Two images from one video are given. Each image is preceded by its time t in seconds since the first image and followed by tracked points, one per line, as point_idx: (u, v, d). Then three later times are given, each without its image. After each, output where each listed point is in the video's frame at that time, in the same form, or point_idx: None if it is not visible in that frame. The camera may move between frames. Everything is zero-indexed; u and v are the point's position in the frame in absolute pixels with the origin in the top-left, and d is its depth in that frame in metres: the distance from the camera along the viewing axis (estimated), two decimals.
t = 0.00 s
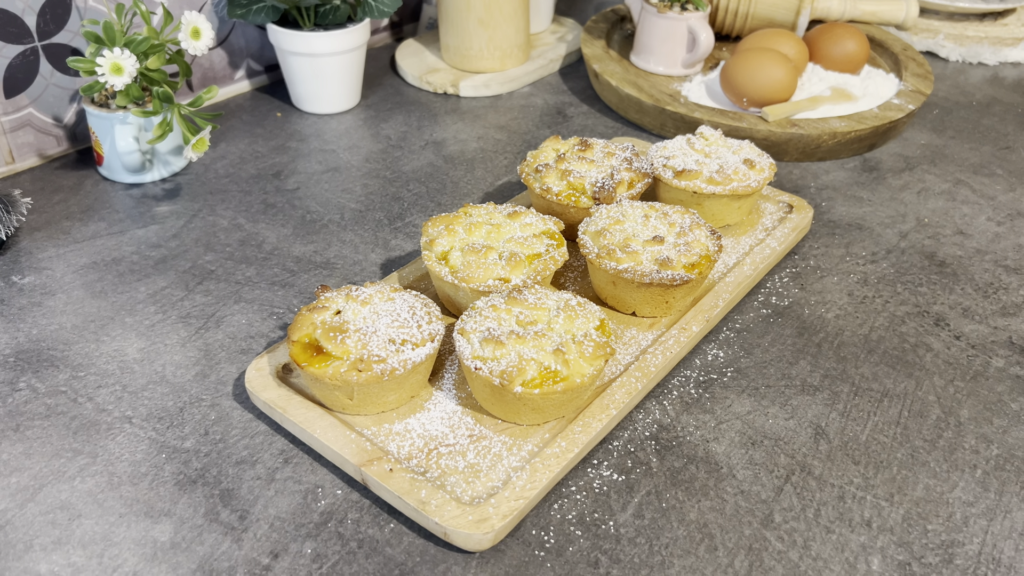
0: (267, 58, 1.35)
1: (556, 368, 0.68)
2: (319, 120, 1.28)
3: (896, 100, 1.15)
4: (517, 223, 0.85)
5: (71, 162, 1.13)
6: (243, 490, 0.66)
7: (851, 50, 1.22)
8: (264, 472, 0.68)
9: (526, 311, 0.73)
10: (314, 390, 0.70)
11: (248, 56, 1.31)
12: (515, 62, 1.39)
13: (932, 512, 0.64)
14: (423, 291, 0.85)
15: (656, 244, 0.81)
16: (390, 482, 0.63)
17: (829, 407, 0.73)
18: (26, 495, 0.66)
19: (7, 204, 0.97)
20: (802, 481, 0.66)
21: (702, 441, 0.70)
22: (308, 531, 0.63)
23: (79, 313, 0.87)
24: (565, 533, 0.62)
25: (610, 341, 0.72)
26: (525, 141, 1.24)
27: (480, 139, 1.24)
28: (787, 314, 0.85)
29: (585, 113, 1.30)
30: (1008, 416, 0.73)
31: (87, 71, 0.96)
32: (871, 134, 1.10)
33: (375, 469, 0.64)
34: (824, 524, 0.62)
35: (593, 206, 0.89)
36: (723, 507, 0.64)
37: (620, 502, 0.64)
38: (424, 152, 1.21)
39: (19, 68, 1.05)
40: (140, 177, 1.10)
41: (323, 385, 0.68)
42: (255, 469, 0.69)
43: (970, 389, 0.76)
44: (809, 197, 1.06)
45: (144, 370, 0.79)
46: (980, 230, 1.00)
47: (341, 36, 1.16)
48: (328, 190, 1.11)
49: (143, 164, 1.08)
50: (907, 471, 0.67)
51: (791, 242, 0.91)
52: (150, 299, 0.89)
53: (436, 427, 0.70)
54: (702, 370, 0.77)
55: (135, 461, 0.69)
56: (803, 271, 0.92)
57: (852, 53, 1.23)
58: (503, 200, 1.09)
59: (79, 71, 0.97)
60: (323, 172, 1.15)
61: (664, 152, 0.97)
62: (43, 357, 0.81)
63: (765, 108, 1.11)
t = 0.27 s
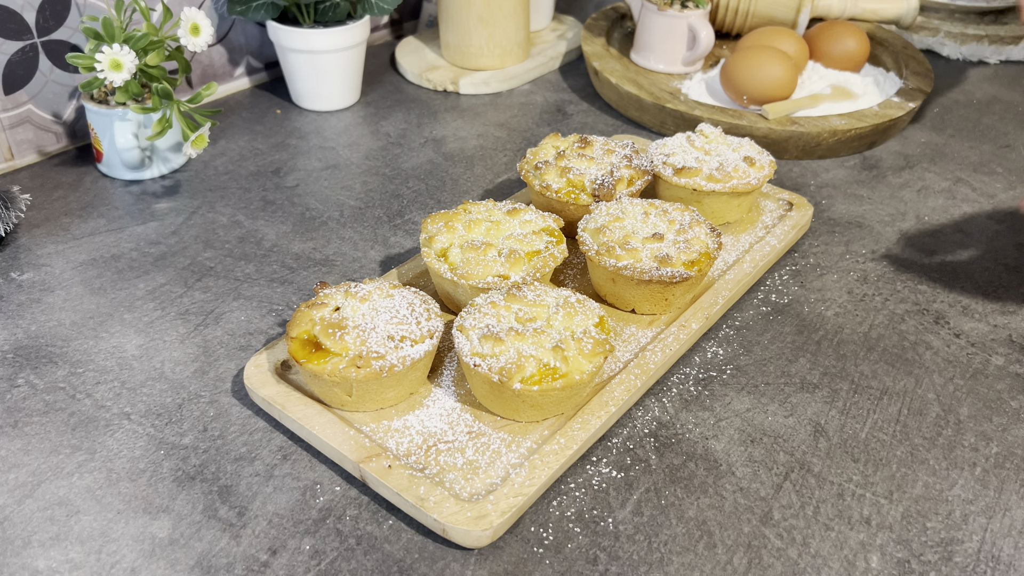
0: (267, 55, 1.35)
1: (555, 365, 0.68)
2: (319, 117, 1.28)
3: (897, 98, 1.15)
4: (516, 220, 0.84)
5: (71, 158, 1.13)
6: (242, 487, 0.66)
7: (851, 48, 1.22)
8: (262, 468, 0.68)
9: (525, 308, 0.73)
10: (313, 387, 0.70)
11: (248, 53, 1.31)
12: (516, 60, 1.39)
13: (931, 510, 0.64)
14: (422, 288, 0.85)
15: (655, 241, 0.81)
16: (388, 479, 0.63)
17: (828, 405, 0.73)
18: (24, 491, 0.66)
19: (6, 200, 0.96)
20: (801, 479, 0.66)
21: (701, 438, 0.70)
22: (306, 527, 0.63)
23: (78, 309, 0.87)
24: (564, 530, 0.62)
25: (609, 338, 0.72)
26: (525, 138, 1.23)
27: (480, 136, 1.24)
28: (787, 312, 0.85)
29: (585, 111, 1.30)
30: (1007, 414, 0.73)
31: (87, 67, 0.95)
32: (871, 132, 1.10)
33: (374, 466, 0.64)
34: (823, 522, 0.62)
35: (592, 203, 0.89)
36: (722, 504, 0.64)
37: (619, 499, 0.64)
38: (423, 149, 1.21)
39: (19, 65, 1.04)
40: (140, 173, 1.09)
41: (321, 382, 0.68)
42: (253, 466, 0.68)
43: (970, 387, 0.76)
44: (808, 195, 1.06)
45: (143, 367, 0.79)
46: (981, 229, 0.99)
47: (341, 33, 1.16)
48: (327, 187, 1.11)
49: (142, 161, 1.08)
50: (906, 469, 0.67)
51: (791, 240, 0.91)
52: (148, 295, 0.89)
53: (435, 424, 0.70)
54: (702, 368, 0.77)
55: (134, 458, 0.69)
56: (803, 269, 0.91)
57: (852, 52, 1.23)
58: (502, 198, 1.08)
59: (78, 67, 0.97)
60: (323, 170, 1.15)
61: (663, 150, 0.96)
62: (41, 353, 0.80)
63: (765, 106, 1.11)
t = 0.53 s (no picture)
0: (268, 50, 1.34)
1: (559, 360, 0.67)
2: (320, 112, 1.27)
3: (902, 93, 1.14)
4: (520, 215, 0.84)
5: (70, 153, 1.12)
6: (241, 484, 0.65)
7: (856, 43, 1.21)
8: (262, 465, 0.67)
9: (528, 303, 0.72)
10: (314, 383, 0.69)
11: (249, 47, 1.30)
12: (518, 55, 1.38)
13: (940, 508, 0.63)
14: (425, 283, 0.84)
15: (660, 236, 0.80)
16: (390, 476, 0.62)
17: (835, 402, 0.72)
18: (21, 488, 0.65)
19: (3, 194, 0.95)
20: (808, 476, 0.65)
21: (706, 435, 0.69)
22: (307, 525, 0.62)
23: (76, 304, 0.86)
24: (568, 528, 0.61)
25: (614, 334, 0.71)
26: (527, 134, 1.22)
27: (482, 132, 1.23)
28: (793, 308, 0.84)
29: (588, 107, 1.29)
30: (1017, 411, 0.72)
31: (85, 60, 0.94)
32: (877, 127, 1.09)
33: (375, 462, 0.63)
34: (830, 520, 0.62)
35: (596, 198, 0.88)
36: (729, 502, 0.63)
37: (623, 497, 0.63)
38: (425, 144, 1.20)
39: (18, 58, 1.03)
40: (139, 168, 1.09)
41: (322, 377, 0.67)
42: (253, 462, 0.68)
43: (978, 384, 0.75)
44: (813, 191, 1.05)
45: (142, 362, 0.78)
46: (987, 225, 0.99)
47: (342, 27, 1.15)
48: (328, 182, 1.10)
49: (142, 155, 1.07)
50: (915, 466, 0.66)
51: (797, 236, 0.91)
52: (147, 291, 0.88)
53: (438, 420, 0.69)
54: (707, 364, 0.76)
55: (132, 454, 0.68)
56: (809, 265, 0.91)
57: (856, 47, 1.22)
58: (505, 193, 1.08)
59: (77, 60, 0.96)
60: (323, 164, 1.14)
61: (668, 144, 0.96)
62: (39, 349, 0.80)
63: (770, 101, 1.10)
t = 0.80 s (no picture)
0: (270, 43, 1.34)
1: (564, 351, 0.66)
2: (322, 106, 1.27)
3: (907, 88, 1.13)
4: (523, 207, 0.83)
5: (71, 146, 1.12)
6: (243, 475, 0.65)
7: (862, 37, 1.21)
8: (264, 457, 0.67)
9: (533, 295, 0.71)
10: (317, 374, 0.68)
11: (251, 41, 1.30)
12: (521, 49, 1.37)
13: (947, 501, 0.62)
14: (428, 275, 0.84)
15: (665, 229, 0.80)
16: (394, 467, 0.61)
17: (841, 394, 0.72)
18: (21, 479, 0.65)
19: (5, 185, 0.95)
20: (814, 469, 0.65)
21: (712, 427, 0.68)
22: (309, 516, 0.62)
23: (77, 296, 0.85)
24: (573, 520, 0.61)
25: (619, 325, 0.70)
26: (530, 127, 1.22)
27: (485, 125, 1.23)
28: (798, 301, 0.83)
29: (591, 101, 1.29)
30: None
31: (87, 51, 0.94)
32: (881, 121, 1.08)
33: (379, 453, 0.63)
34: (837, 512, 0.61)
35: (600, 190, 0.87)
36: (734, 494, 0.62)
37: (628, 489, 0.63)
38: (428, 138, 1.19)
39: (19, 50, 1.03)
40: (140, 161, 1.08)
41: (325, 368, 0.66)
42: (256, 454, 0.67)
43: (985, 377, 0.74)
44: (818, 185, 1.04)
45: (143, 354, 0.78)
46: (993, 219, 0.98)
47: (344, 20, 1.14)
48: (330, 174, 1.10)
49: (143, 148, 1.06)
50: (922, 459, 0.66)
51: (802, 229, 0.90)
52: (148, 282, 0.88)
53: (441, 411, 0.68)
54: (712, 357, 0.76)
55: (134, 445, 0.68)
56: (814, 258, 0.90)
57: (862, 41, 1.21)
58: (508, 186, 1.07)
59: (78, 51, 0.95)
60: (326, 157, 1.13)
61: (672, 137, 0.95)
62: (40, 340, 0.79)
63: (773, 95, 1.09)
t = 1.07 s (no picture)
0: (273, 48, 1.34)
1: (568, 359, 0.67)
2: (325, 111, 1.27)
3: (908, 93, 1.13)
4: (527, 214, 0.84)
5: (76, 151, 1.13)
6: (250, 482, 0.66)
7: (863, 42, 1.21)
8: (270, 463, 0.68)
9: (536, 303, 0.72)
10: (322, 381, 0.69)
11: (254, 46, 1.30)
12: (523, 54, 1.38)
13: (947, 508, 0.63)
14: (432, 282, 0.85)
15: (667, 236, 0.81)
16: (399, 474, 0.62)
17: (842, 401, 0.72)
18: (29, 485, 0.66)
19: (10, 191, 0.96)
20: (816, 476, 0.65)
21: (714, 434, 0.69)
22: (315, 523, 0.62)
23: (83, 302, 0.86)
24: (576, 527, 0.61)
25: (622, 333, 0.71)
26: (532, 132, 1.22)
27: (487, 130, 1.23)
28: (800, 307, 0.84)
29: (593, 106, 1.29)
30: None
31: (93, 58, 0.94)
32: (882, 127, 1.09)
33: (384, 460, 0.63)
34: (838, 519, 0.62)
35: (603, 197, 0.88)
36: (737, 501, 0.63)
37: (631, 496, 0.63)
38: (431, 143, 1.20)
39: (25, 56, 1.04)
40: (145, 166, 1.09)
41: (331, 376, 0.67)
42: (262, 460, 0.68)
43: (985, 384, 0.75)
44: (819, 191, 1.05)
45: (149, 360, 0.79)
46: (994, 224, 0.99)
47: (348, 26, 1.15)
48: (334, 180, 1.10)
49: (148, 153, 1.07)
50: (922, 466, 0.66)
51: (804, 235, 0.91)
52: (154, 288, 0.89)
53: (445, 419, 0.69)
54: (714, 364, 0.77)
55: (140, 452, 0.68)
56: (815, 265, 0.91)
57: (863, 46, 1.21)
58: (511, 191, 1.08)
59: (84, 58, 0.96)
60: (329, 163, 1.14)
61: (675, 144, 0.96)
62: (47, 346, 0.80)
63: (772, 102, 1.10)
